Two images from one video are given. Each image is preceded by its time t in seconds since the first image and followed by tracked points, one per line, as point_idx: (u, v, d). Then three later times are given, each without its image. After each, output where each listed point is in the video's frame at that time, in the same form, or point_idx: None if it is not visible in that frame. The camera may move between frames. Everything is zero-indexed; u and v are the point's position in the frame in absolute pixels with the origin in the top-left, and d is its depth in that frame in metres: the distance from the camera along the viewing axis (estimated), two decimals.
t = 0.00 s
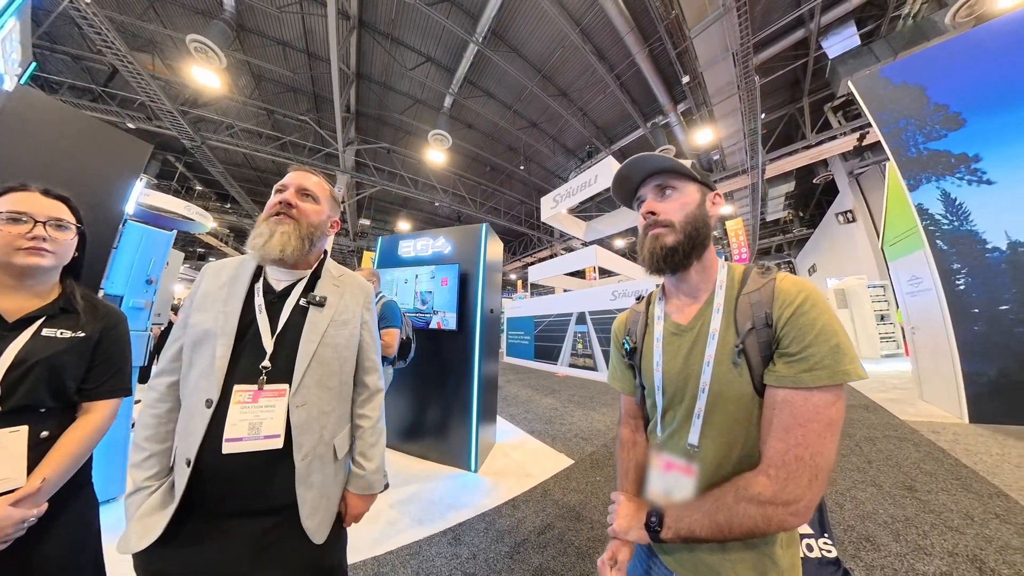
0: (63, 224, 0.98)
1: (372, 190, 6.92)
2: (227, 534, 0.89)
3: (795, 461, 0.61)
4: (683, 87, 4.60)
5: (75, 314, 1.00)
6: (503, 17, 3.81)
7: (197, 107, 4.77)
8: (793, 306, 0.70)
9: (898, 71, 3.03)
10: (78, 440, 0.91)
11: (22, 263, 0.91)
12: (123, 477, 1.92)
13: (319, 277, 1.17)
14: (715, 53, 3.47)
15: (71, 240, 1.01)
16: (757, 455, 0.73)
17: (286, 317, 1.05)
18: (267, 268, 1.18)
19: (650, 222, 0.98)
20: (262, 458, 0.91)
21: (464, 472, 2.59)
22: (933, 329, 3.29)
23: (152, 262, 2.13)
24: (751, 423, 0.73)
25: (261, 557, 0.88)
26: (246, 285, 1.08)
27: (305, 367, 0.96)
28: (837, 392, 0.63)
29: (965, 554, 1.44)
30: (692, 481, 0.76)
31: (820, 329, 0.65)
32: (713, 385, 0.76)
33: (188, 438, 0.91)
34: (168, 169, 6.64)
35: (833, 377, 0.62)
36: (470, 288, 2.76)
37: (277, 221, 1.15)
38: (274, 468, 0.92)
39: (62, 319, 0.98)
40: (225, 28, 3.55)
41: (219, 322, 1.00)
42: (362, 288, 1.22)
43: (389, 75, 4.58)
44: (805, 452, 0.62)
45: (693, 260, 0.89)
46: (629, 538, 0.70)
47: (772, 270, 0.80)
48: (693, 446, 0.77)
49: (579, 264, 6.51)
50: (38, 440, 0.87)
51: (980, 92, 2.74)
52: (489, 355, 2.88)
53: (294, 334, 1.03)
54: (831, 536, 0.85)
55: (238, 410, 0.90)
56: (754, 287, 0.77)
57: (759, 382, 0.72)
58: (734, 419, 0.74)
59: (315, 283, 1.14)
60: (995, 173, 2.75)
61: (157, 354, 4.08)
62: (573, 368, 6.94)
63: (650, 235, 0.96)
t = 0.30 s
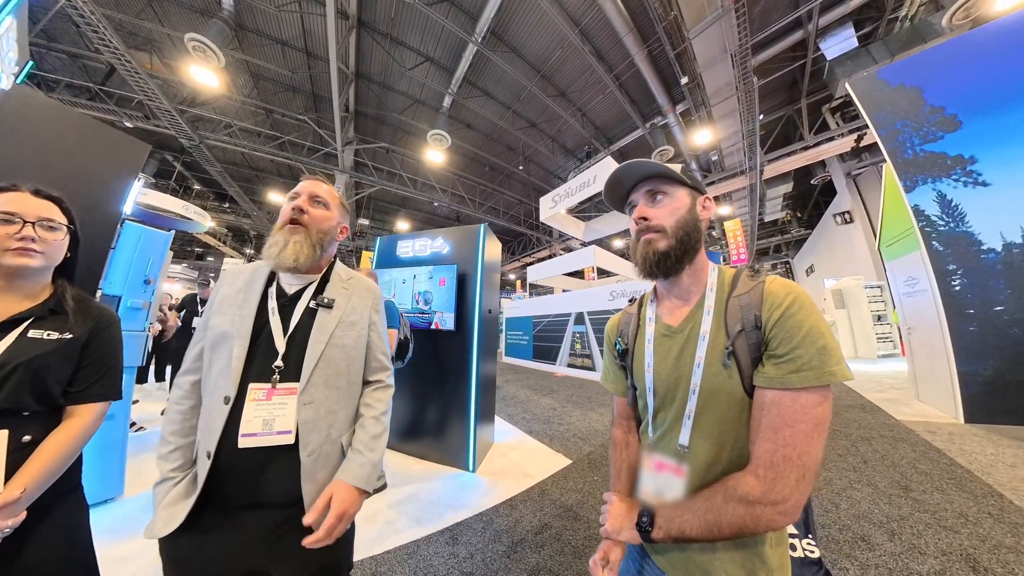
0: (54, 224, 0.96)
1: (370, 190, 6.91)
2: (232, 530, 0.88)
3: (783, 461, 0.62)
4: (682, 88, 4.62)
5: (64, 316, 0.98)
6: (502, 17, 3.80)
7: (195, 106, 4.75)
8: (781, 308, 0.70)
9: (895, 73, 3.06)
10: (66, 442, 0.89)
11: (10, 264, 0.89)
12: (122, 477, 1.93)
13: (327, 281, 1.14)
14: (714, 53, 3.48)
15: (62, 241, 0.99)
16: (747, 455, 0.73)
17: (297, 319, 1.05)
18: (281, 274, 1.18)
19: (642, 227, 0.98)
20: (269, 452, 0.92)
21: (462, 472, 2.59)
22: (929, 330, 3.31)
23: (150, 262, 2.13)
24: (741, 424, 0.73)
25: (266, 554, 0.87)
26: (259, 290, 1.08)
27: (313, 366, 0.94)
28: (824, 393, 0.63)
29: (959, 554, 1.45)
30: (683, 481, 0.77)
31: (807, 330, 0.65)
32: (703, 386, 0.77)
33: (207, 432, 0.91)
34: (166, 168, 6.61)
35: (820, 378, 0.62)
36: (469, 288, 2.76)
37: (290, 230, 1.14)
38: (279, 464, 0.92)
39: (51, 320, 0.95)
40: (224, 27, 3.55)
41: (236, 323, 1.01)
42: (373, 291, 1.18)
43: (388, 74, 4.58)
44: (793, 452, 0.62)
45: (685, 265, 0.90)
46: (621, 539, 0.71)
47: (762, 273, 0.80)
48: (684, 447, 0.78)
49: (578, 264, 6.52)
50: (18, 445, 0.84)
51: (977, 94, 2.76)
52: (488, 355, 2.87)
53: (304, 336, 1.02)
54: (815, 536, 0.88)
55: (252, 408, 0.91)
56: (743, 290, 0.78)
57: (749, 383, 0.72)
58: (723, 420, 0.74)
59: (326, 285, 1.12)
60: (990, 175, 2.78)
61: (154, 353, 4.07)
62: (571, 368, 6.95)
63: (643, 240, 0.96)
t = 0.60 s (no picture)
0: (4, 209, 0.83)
1: (369, 189, 6.89)
2: (250, 528, 0.88)
3: (783, 460, 0.62)
4: (681, 89, 4.63)
5: (47, 316, 0.88)
6: (502, 17, 3.80)
7: (193, 105, 4.73)
8: (782, 308, 0.70)
9: (892, 74, 3.09)
10: (31, 458, 0.77)
11: None
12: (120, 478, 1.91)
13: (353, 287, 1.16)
14: (713, 54, 3.49)
15: (27, 235, 0.87)
16: (747, 454, 0.74)
17: (324, 323, 1.06)
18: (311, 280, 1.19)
19: (645, 227, 0.98)
20: (291, 447, 0.93)
21: (461, 472, 2.59)
22: (926, 329, 3.33)
23: (148, 261, 2.12)
24: (741, 424, 0.74)
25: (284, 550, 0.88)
26: (291, 296, 1.09)
27: (342, 365, 0.97)
28: (824, 392, 0.63)
29: (956, 552, 1.46)
30: (683, 480, 0.77)
31: (808, 330, 0.66)
32: (703, 386, 0.77)
33: (246, 425, 0.94)
34: (164, 167, 6.58)
35: (820, 377, 0.63)
36: (469, 288, 2.76)
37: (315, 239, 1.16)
38: (298, 461, 0.93)
39: (31, 321, 0.86)
40: (223, 25, 3.52)
41: (271, 325, 1.03)
42: (395, 296, 1.21)
43: (387, 74, 4.57)
44: (792, 452, 0.63)
45: (688, 265, 0.90)
46: (621, 539, 0.71)
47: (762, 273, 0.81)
48: (684, 446, 0.78)
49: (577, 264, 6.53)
50: None
51: (973, 97, 2.80)
52: (488, 355, 2.88)
53: (331, 340, 1.04)
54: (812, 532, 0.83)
55: (285, 405, 0.93)
56: (744, 290, 0.78)
57: (750, 382, 0.73)
58: (724, 419, 0.75)
59: (351, 290, 1.14)
60: (987, 177, 2.81)
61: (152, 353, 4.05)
62: (570, 368, 6.96)
63: (645, 240, 0.96)
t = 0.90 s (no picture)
0: None
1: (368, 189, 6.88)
2: (256, 524, 0.89)
3: (778, 458, 0.63)
4: (680, 90, 4.65)
5: (37, 316, 0.85)
6: (502, 17, 3.80)
7: (191, 104, 4.71)
8: (776, 308, 0.71)
9: (888, 77, 3.13)
10: (16, 465, 0.73)
11: None
12: (118, 477, 1.90)
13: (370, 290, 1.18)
14: (712, 56, 3.51)
15: (4, 231, 0.82)
16: (742, 453, 0.74)
17: (346, 325, 1.07)
18: (331, 281, 1.19)
19: (644, 227, 0.98)
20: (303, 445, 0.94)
21: (460, 472, 2.59)
22: (922, 329, 3.36)
23: (147, 261, 2.11)
24: (736, 423, 0.74)
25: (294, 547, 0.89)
26: (312, 300, 1.09)
27: (362, 366, 0.99)
28: (817, 392, 0.64)
29: (951, 550, 1.48)
30: (679, 479, 0.78)
31: (802, 330, 0.66)
32: (699, 385, 0.78)
33: (274, 420, 0.95)
34: (161, 167, 6.54)
35: (813, 377, 0.63)
36: (468, 289, 2.76)
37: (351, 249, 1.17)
38: (310, 460, 0.94)
39: (20, 320, 0.82)
40: (221, 24, 3.51)
41: (296, 326, 1.03)
42: (407, 299, 1.22)
43: (386, 73, 4.56)
44: (788, 450, 0.63)
45: (686, 265, 0.90)
46: (617, 538, 0.72)
47: (757, 274, 0.82)
48: (680, 445, 0.79)
49: (575, 265, 6.54)
50: None
51: (967, 100, 2.83)
52: (487, 355, 2.88)
53: (353, 342, 1.05)
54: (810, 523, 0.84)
55: (310, 401, 0.95)
56: (738, 291, 0.79)
57: (744, 382, 0.73)
58: (719, 418, 0.75)
59: (369, 294, 1.16)
60: (982, 178, 2.84)
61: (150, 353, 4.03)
62: (569, 368, 6.97)
63: (644, 240, 0.96)
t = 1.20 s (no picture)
0: None
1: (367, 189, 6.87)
2: (258, 519, 0.89)
3: (770, 455, 0.63)
4: (679, 90, 4.66)
5: (36, 313, 0.84)
6: (501, 17, 3.81)
7: (189, 102, 4.69)
8: (769, 306, 0.72)
9: (885, 78, 3.15)
10: (14, 461, 0.72)
11: None
12: (116, 476, 1.90)
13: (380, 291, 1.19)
14: (711, 57, 3.52)
15: None
16: (735, 450, 0.75)
17: (359, 325, 1.08)
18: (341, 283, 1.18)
19: (639, 226, 0.99)
20: (308, 443, 0.94)
21: (458, 472, 2.59)
22: (919, 329, 3.37)
23: (145, 260, 2.09)
24: (730, 420, 0.75)
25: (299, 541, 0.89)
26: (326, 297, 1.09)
27: (373, 361, 1.01)
28: (808, 389, 0.65)
29: (947, 548, 1.48)
30: (674, 476, 0.78)
31: (795, 328, 0.66)
32: (694, 382, 0.78)
33: (287, 416, 0.95)
34: (159, 165, 6.53)
35: (805, 374, 0.64)
36: (467, 288, 2.76)
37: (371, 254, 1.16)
38: (317, 456, 0.94)
39: (18, 317, 0.82)
40: (219, 22, 3.50)
41: (310, 325, 1.03)
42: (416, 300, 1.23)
43: (385, 73, 4.55)
44: (780, 447, 0.63)
45: (680, 263, 0.91)
46: (612, 534, 0.72)
47: (751, 272, 0.82)
48: (675, 443, 0.79)
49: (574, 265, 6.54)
50: None
51: (963, 102, 2.85)
52: (485, 355, 2.88)
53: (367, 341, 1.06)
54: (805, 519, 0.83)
55: (325, 395, 0.96)
56: (732, 289, 0.79)
57: (738, 380, 0.74)
58: (713, 415, 0.76)
59: (381, 294, 1.16)
60: (978, 178, 2.85)
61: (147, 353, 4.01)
62: (568, 368, 6.97)
63: (639, 238, 0.96)
